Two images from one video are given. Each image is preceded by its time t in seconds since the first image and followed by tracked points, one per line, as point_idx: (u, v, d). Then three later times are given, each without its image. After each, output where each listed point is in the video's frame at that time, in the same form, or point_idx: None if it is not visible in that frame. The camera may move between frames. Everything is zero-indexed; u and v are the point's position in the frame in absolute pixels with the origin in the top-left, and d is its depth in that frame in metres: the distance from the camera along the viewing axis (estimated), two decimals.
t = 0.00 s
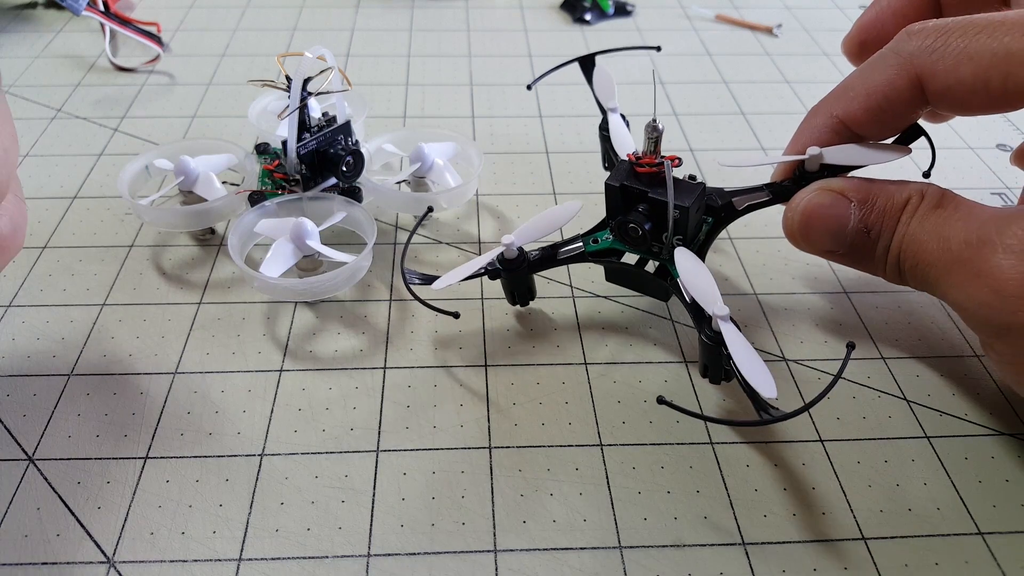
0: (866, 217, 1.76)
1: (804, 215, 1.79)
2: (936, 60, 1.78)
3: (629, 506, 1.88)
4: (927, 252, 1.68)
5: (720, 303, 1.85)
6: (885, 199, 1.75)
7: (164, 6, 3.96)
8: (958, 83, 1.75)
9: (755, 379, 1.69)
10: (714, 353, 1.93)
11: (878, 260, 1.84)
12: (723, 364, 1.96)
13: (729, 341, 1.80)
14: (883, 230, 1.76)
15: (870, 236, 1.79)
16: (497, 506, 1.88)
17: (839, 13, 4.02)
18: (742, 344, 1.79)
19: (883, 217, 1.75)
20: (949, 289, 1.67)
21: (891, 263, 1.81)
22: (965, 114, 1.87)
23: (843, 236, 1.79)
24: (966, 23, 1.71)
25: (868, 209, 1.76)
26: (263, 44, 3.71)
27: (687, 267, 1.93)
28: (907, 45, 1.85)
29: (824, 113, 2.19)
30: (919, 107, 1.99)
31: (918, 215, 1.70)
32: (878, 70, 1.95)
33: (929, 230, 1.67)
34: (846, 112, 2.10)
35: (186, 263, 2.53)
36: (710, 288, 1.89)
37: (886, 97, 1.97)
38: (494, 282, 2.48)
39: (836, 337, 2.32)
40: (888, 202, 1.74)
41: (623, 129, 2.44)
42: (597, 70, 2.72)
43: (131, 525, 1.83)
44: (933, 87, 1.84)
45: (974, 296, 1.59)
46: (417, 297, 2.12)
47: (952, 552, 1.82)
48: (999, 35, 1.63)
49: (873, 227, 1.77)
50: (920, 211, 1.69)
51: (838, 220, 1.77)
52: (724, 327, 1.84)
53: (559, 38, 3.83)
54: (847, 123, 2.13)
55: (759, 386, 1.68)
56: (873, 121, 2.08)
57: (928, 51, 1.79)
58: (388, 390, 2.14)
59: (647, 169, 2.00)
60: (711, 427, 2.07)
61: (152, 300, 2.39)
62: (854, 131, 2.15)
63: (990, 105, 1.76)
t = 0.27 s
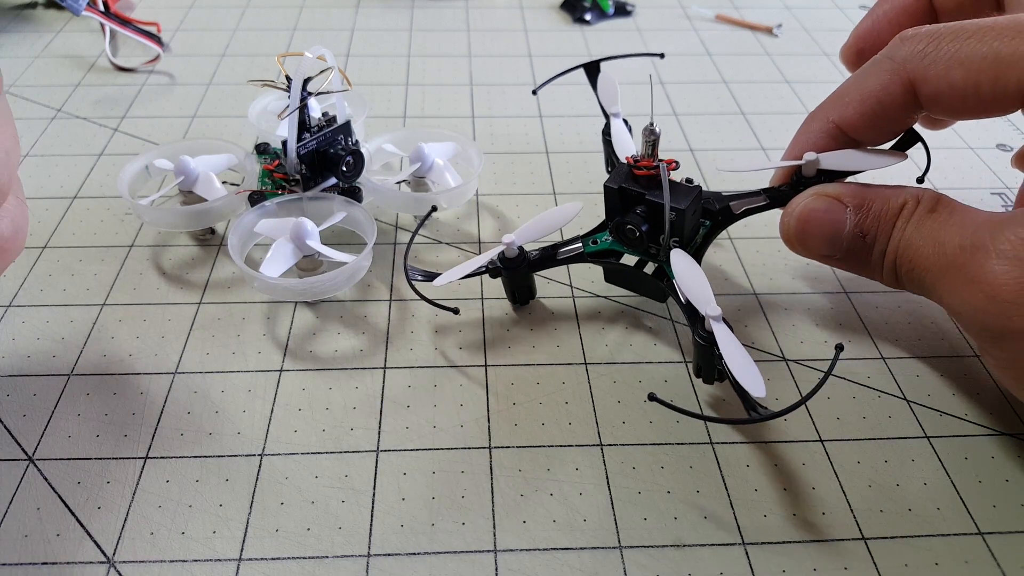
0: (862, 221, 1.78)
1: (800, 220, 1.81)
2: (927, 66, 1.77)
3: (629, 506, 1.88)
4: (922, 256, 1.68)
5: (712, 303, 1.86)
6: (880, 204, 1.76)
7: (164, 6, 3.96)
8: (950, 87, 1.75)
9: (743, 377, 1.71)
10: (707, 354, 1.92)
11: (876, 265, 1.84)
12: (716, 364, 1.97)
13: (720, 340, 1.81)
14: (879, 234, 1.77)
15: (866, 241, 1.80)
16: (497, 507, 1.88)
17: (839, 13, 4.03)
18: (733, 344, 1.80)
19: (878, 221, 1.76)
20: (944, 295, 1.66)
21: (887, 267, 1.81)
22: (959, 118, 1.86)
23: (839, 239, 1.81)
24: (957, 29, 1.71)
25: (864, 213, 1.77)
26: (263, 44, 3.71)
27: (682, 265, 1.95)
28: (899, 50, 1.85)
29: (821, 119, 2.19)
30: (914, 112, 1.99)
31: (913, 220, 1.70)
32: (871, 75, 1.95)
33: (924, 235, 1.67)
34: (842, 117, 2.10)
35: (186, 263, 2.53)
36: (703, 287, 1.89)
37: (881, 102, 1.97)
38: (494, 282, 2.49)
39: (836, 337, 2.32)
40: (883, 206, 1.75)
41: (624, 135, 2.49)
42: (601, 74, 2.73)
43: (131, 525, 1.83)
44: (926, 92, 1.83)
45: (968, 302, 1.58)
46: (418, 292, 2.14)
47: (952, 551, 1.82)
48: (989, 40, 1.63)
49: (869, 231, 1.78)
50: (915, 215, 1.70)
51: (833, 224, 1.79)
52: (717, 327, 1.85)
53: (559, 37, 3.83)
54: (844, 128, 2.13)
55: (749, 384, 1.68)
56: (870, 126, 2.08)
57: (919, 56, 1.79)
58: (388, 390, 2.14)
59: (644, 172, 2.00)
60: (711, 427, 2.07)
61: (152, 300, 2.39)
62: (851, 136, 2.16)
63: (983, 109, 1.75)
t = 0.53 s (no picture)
0: (847, 239, 1.78)
1: (786, 237, 1.87)
2: (908, 84, 1.78)
3: (629, 506, 1.89)
4: (907, 277, 1.67)
5: (720, 299, 1.87)
6: (867, 221, 1.75)
7: (164, 6, 3.96)
8: (930, 105, 1.75)
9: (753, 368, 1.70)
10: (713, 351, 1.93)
11: (864, 285, 1.83)
12: (721, 363, 1.97)
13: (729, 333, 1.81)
14: (866, 254, 1.76)
15: (852, 260, 1.80)
16: (497, 506, 1.88)
17: (839, 13, 4.03)
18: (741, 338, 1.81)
19: (864, 241, 1.75)
20: (930, 315, 1.65)
21: (875, 287, 1.80)
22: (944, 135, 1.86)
23: (825, 258, 1.82)
24: (937, 48, 1.73)
25: (850, 233, 1.77)
26: (263, 44, 3.71)
27: (689, 264, 1.97)
28: (878, 70, 1.89)
29: (814, 138, 2.23)
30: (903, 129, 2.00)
31: (898, 241, 1.69)
32: (857, 95, 1.99)
33: (908, 254, 1.67)
34: (834, 136, 2.14)
35: (185, 263, 2.53)
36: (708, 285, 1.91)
37: (868, 121, 2.00)
38: (494, 282, 2.49)
39: (836, 337, 2.32)
40: (869, 226, 1.75)
41: (625, 143, 2.45)
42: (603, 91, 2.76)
43: (131, 525, 1.84)
44: (909, 111, 1.84)
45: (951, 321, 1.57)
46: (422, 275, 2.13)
47: (952, 551, 1.82)
48: (966, 59, 1.64)
49: (854, 251, 1.78)
50: (900, 236, 1.69)
51: (818, 241, 1.81)
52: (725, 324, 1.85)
53: (559, 37, 3.84)
54: (836, 146, 2.16)
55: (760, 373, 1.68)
56: (861, 144, 2.10)
57: (896, 75, 1.82)
58: (388, 389, 2.14)
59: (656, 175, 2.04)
60: (711, 427, 2.07)
61: (152, 300, 2.39)
62: (843, 154, 2.18)
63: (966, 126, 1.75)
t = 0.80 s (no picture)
0: (841, 245, 1.85)
1: (781, 245, 1.99)
2: (901, 95, 1.87)
3: (629, 506, 1.88)
4: (899, 280, 1.70)
5: (726, 301, 1.88)
6: (860, 229, 1.83)
7: (164, 6, 3.96)
8: (923, 114, 1.83)
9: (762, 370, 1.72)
10: (720, 351, 1.95)
11: (862, 294, 1.88)
12: (726, 363, 1.99)
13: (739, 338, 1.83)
14: (859, 259, 1.82)
15: (846, 266, 1.86)
16: (497, 507, 1.88)
17: (839, 13, 4.03)
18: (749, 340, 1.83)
19: (858, 247, 1.82)
20: (923, 319, 1.66)
21: (871, 294, 1.84)
22: (939, 143, 1.92)
23: (820, 263, 1.89)
24: (928, 61, 1.82)
25: (844, 239, 1.85)
26: (263, 44, 3.72)
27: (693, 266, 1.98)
28: (872, 80, 1.98)
29: (812, 147, 2.29)
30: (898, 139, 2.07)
31: (890, 246, 1.74)
32: (851, 104, 2.07)
33: (900, 258, 1.71)
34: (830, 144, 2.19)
35: (185, 263, 2.53)
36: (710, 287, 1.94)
37: (862, 130, 2.06)
38: (494, 282, 2.49)
39: (837, 337, 2.32)
40: (861, 232, 1.82)
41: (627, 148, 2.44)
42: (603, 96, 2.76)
43: (131, 525, 1.83)
44: (903, 121, 1.92)
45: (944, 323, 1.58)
46: (428, 267, 2.12)
47: (952, 551, 1.82)
48: (955, 69, 1.73)
49: (848, 256, 1.84)
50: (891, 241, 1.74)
51: (811, 248, 1.91)
52: (732, 326, 1.87)
53: (559, 37, 3.84)
54: (833, 155, 2.21)
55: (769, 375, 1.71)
56: (857, 154, 2.15)
57: (889, 85, 1.91)
58: (388, 389, 2.14)
59: (664, 178, 2.05)
60: (711, 427, 2.07)
61: (152, 300, 2.39)
62: (841, 164, 2.24)
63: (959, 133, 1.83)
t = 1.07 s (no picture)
0: (839, 253, 1.74)
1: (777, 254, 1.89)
2: (908, 67, 1.75)
3: (629, 506, 1.88)
4: (903, 287, 1.62)
5: (727, 295, 1.90)
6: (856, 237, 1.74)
7: (164, 6, 3.96)
8: (925, 89, 1.72)
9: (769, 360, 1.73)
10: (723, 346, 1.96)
11: (857, 307, 1.78)
12: (728, 359, 2.00)
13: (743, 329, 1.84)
14: (855, 269, 1.72)
15: (842, 275, 1.75)
16: (497, 507, 1.87)
17: (839, 13, 4.03)
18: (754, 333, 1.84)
19: (854, 255, 1.72)
20: (930, 327, 1.59)
21: (868, 305, 1.73)
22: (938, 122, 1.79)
23: (817, 271, 1.79)
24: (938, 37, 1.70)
25: (839, 248, 1.75)
26: (263, 44, 3.72)
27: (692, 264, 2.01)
28: (884, 48, 1.84)
29: (808, 110, 2.15)
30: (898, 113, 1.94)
31: (890, 253, 1.66)
32: (858, 70, 1.93)
33: (902, 266, 1.62)
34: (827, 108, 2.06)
35: (185, 263, 2.53)
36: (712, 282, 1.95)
37: (863, 98, 1.94)
38: (494, 282, 2.49)
39: (837, 337, 2.32)
40: (858, 240, 1.73)
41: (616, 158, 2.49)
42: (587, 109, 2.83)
43: (131, 525, 1.83)
44: (906, 96, 1.79)
45: (958, 329, 1.52)
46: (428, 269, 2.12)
47: (952, 551, 1.82)
48: (965, 49, 1.62)
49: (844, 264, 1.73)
50: (891, 247, 1.66)
51: (806, 257, 1.82)
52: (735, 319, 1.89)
53: (559, 37, 3.84)
54: (828, 120, 2.08)
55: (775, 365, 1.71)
56: (853, 121, 2.02)
57: (902, 54, 1.77)
58: (388, 389, 2.14)
59: (660, 180, 2.05)
60: (711, 427, 2.07)
61: (152, 300, 2.39)
62: (835, 130, 2.10)
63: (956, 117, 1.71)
